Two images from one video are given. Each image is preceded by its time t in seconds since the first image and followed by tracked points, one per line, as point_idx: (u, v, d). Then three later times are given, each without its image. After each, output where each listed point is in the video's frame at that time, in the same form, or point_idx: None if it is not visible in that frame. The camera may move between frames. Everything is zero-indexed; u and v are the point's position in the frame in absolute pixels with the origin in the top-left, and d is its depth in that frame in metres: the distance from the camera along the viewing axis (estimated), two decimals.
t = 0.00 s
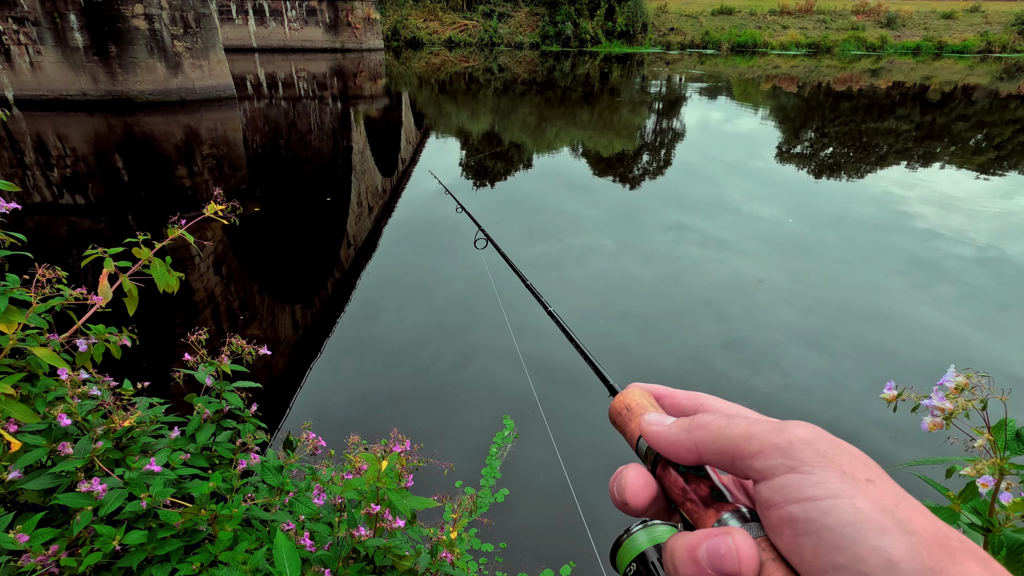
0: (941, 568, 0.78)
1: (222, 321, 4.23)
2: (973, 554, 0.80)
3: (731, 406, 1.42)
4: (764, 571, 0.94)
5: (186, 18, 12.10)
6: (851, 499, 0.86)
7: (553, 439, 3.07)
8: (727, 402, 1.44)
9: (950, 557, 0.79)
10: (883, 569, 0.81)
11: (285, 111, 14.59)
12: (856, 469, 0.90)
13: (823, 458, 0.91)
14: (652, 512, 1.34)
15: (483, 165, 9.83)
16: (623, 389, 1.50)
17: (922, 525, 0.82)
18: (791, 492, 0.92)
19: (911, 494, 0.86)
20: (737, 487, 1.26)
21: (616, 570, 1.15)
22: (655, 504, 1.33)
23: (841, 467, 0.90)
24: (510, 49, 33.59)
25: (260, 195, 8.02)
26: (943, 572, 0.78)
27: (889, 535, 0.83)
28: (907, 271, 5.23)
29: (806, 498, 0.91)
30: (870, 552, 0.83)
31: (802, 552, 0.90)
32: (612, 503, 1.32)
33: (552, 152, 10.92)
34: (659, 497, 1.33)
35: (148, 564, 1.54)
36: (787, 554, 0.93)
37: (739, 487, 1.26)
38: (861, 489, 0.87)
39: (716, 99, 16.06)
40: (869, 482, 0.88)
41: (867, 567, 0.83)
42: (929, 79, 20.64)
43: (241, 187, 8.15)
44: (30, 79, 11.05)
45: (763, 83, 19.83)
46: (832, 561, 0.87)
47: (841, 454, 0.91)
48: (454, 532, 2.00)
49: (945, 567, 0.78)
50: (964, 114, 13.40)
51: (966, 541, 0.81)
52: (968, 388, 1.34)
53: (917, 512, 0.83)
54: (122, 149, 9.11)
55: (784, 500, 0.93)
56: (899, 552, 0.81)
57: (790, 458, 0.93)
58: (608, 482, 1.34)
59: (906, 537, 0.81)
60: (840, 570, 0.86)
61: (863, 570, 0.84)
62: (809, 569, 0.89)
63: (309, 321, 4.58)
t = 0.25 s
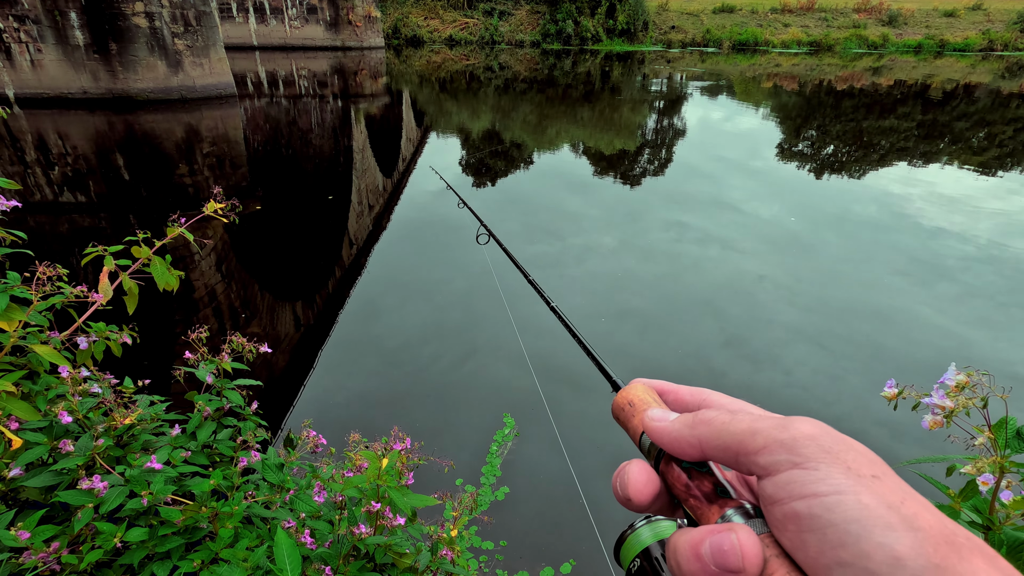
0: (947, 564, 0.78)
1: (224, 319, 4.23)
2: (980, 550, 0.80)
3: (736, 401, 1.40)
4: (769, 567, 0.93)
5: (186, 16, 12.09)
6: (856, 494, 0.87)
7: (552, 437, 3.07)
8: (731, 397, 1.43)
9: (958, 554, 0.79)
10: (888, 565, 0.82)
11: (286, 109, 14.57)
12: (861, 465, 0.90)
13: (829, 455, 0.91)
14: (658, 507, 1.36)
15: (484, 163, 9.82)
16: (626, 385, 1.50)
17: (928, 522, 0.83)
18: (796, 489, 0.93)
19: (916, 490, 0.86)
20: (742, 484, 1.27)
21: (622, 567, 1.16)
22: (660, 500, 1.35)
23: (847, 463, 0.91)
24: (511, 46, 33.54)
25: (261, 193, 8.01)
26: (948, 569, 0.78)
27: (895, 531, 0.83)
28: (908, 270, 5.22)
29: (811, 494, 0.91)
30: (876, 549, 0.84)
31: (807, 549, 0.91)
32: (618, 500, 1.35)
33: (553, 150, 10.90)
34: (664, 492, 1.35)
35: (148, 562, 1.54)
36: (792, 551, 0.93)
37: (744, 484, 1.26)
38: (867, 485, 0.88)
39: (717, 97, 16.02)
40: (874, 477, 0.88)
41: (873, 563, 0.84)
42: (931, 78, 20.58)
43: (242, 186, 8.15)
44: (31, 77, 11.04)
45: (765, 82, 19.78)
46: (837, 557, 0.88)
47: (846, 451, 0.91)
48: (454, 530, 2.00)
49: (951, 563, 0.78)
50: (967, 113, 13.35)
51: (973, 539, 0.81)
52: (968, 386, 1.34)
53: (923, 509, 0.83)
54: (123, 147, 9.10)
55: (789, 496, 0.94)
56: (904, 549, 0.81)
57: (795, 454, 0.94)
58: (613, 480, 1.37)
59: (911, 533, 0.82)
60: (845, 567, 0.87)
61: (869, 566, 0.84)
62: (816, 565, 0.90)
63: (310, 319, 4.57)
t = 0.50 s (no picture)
0: (947, 560, 0.78)
1: (224, 317, 4.23)
2: (979, 545, 0.79)
3: (738, 397, 1.42)
4: (769, 560, 0.93)
5: (187, 14, 12.08)
6: (857, 489, 0.87)
7: (552, 435, 3.07)
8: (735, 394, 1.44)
9: (956, 549, 0.78)
10: (887, 558, 0.82)
11: (286, 107, 14.57)
12: (862, 460, 0.90)
13: (829, 449, 0.91)
14: (658, 501, 1.35)
15: (484, 162, 9.82)
16: (631, 380, 1.51)
17: (928, 517, 0.82)
18: (796, 482, 0.92)
19: (917, 485, 0.86)
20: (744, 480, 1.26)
21: (624, 559, 1.18)
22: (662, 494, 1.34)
23: (847, 457, 0.90)
24: (511, 44, 33.51)
25: (261, 191, 8.01)
26: (947, 563, 0.78)
27: (895, 525, 0.83)
28: (908, 268, 5.21)
29: (810, 488, 0.91)
30: (875, 542, 0.83)
31: (807, 542, 0.91)
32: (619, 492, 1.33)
33: (554, 149, 10.89)
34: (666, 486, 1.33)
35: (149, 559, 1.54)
36: (791, 543, 0.93)
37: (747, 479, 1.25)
38: (868, 479, 0.87)
39: (718, 96, 16.00)
40: (875, 473, 0.88)
41: (871, 556, 0.83)
42: (933, 76, 20.54)
43: (242, 184, 8.15)
44: (32, 76, 11.04)
45: (766, 80, 19.76)
46: (836, 550, 0.88)
47: (847, 445, 0.91)
48: (455, 527, 2.00)
49: (950, 557, 0.78)
50: (968, 111, 13.33)
51: (973, 534, 0.81)
52: (968, 384, 1.34)
53: (924, 503, 0.83)
54: (124, 146, 9.10)
55: (789, 489, 0.93)
56: (904, 542, 0.81)
57: (796, 448, 0.93)
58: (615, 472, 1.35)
59: (911, 527, 0.81)
60: (842, 560, 0.87)
61: (867, 558, 0.84)
62: (814, 559, 0.89)
63: (310, 317, 4.57)
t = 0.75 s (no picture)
0: (948, 559, 0.78)
1: (225, 316, 4.23)
2: (982, 546, 0.79)
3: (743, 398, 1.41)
4: (771, 558, 0.93)
5: (187, 13, 12.08)
6: (859, 488, 0.86)
7: (552, 434, 3.07)
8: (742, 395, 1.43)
9: (957, 550, 0.78)
10: (888, 556, 0.82)
11: (287, 106, 14.57)
12: (865, 460, 0.89)
13: (832, 448, 0.91)
14: (662, 500, 1.35)
15: (484, 160, 9.81)
16: (636, 380, 1.50)
17: (930, 517, 0.82)
18: (798, 480, 0.93)
19: (920, 486, 0.85)
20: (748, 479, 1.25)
21: (632, 559, 1.19)
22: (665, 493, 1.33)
23: (850, 456, 0.90)
24: (512, 43, 33.50)
25: (261, 190, 8.01)
26: (948, 563, 0.77)
27: (895, 524, 0.82)
28: (909, 267, 5.20)
29: (812, 487, 0.91)
30: (876, 541, 0.83)
31: (808, 540, 0.91)
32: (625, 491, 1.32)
33: (554, 147, 10.89)
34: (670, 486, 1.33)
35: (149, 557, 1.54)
36: (794, 542, 0.93)
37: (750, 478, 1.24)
38: (870, 479, 0.87)
39: (719, 94, 16.00)
40: (878, 473, 0.87)
41: (872, 554, 0.84)
42: (933, 75, 20.51)
43: (243, 182, 8.15)
44: (32, 74, 11.03)
45: (767, 78, 19.74)
46: (836, 548, 0.88)
47: (850, 444, 0.90)
48: (455, 526, 2.01)
49: (951, 557, 0.78)
50: (968, 110, 13.32)
51: (976, 536, 0.80)
52: (968, 382, 1.34)
53: (927, 504, 0.82)
54: (124, 144, 9.10)
55: (791, 487, 0.93)
56: (905, 542, 0.81)
57: (800, 447, 0.93)
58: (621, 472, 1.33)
59: (912, 526, 0.81)
60: (843, 558, 0.86)
61: (868, 556, 0.84)
62: (815, 557, 0.89)
63: (311, 316, 4.57)
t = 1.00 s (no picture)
0: (952, 555, 0.77)
1: (225, 315, 4.24)
2: (991, 549, 0.78)
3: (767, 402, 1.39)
4: (776, 547, 0.92)
5: (187, 12, 12.08)
6: (869, 482, 0.87)
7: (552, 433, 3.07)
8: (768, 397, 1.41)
9: (964, 549, 0.78)
10: (891, 549, 0.82)
11: (287, 105, 14.56)
12: (878, 458, 0.89)
13: (846, 444, 0.91)
14: (680, 495, 1.36)
15: (485, 160, 9.81)
16: (664, 376, 1.47)
17: (938, 515, 0.81)
18: (809, 473, 0.93)
19: (932, 486, 0.85)
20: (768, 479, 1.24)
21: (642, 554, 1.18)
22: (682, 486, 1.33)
23: (863, 453, 0.90)
24: (512, 42, 33.47)
25: (261, 189, 8.00)
26: (952, 561, 0.77)
27: (902, 518, 0.82)
28: (909, 267, 5.19)
29: (823, 479, 0.91)
30: (881, 534, 0.83)
31: (815, 531, 0.90)
32: (641, 479, 1.35)
33: (555, 147, 10.88)
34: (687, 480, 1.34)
35: (148, 556, 1.54)
36: (801, 533, 0.92)
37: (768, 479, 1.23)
38: (881, 476, 0.87)
39: (719, 94, 15.97)
40: (890, 470, 0.87)
41: (876, 546, 0.83)
42: (934, 74, 20.44)
43: (243, 182, 8.15)
44: (32, 73, 11.02)
45: (767, 78, 19.71)
46: (841, 539, 0.87)
47: (864, 442, 0.90)
48: (454, 526, 2.00)
49: (957, 555, 0.77)
50: (969, 109, 13.29)
51: (986, 540, 0.80)
52: (969, 382, 1.33)
53: (937, 503, 0.82)
54: (124, 143, 9.10)
55: (802, 479, 0.93)
56: (910, 535, 0.81)
57: (814, 441, 0.94)
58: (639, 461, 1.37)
59: (918, 522, 0.81)
60: (848, 548, 0.86)
61: (873, 548, 0.83)
62: (821, 547, 0.89)
63: (311, 315, 4.56)
